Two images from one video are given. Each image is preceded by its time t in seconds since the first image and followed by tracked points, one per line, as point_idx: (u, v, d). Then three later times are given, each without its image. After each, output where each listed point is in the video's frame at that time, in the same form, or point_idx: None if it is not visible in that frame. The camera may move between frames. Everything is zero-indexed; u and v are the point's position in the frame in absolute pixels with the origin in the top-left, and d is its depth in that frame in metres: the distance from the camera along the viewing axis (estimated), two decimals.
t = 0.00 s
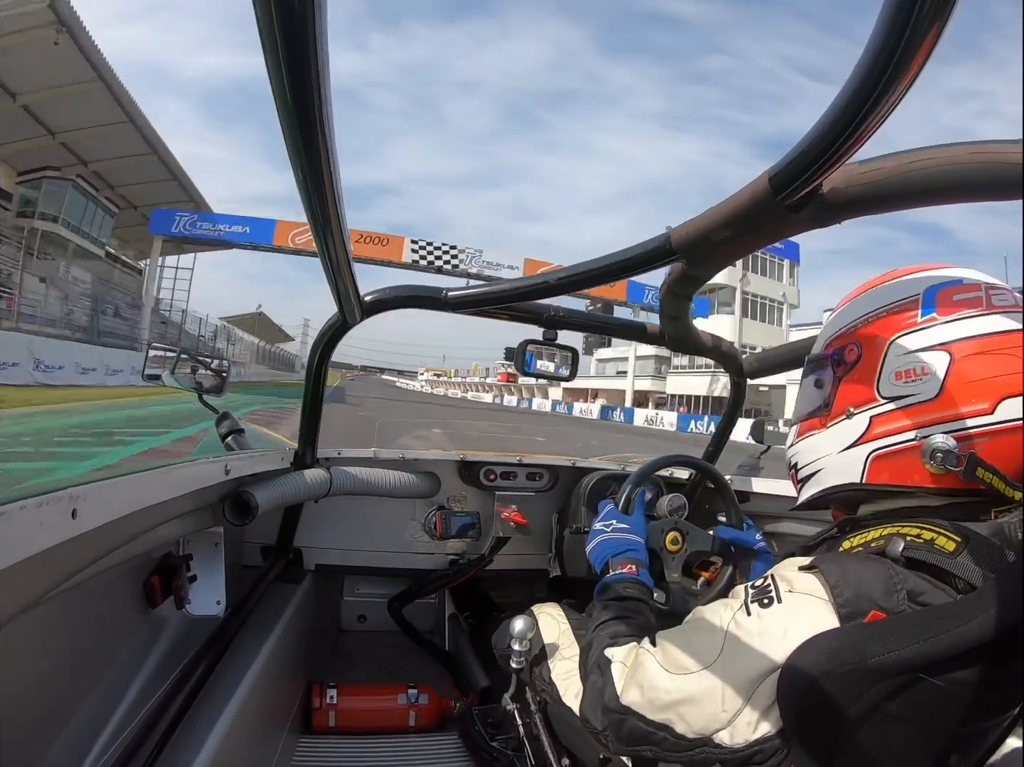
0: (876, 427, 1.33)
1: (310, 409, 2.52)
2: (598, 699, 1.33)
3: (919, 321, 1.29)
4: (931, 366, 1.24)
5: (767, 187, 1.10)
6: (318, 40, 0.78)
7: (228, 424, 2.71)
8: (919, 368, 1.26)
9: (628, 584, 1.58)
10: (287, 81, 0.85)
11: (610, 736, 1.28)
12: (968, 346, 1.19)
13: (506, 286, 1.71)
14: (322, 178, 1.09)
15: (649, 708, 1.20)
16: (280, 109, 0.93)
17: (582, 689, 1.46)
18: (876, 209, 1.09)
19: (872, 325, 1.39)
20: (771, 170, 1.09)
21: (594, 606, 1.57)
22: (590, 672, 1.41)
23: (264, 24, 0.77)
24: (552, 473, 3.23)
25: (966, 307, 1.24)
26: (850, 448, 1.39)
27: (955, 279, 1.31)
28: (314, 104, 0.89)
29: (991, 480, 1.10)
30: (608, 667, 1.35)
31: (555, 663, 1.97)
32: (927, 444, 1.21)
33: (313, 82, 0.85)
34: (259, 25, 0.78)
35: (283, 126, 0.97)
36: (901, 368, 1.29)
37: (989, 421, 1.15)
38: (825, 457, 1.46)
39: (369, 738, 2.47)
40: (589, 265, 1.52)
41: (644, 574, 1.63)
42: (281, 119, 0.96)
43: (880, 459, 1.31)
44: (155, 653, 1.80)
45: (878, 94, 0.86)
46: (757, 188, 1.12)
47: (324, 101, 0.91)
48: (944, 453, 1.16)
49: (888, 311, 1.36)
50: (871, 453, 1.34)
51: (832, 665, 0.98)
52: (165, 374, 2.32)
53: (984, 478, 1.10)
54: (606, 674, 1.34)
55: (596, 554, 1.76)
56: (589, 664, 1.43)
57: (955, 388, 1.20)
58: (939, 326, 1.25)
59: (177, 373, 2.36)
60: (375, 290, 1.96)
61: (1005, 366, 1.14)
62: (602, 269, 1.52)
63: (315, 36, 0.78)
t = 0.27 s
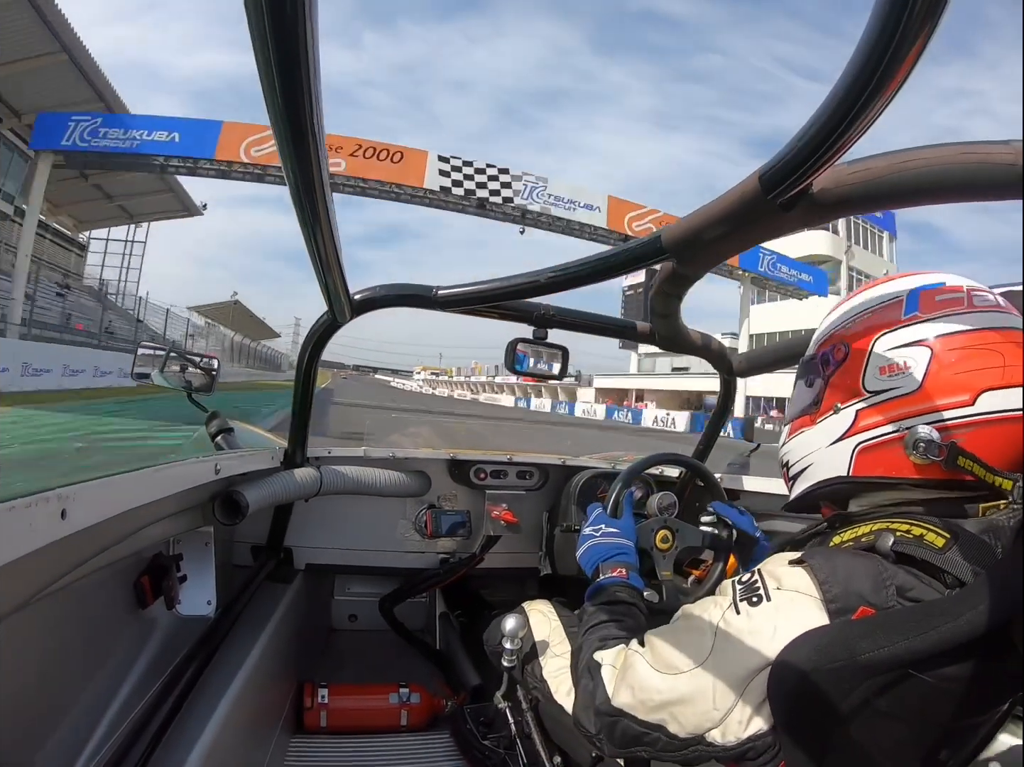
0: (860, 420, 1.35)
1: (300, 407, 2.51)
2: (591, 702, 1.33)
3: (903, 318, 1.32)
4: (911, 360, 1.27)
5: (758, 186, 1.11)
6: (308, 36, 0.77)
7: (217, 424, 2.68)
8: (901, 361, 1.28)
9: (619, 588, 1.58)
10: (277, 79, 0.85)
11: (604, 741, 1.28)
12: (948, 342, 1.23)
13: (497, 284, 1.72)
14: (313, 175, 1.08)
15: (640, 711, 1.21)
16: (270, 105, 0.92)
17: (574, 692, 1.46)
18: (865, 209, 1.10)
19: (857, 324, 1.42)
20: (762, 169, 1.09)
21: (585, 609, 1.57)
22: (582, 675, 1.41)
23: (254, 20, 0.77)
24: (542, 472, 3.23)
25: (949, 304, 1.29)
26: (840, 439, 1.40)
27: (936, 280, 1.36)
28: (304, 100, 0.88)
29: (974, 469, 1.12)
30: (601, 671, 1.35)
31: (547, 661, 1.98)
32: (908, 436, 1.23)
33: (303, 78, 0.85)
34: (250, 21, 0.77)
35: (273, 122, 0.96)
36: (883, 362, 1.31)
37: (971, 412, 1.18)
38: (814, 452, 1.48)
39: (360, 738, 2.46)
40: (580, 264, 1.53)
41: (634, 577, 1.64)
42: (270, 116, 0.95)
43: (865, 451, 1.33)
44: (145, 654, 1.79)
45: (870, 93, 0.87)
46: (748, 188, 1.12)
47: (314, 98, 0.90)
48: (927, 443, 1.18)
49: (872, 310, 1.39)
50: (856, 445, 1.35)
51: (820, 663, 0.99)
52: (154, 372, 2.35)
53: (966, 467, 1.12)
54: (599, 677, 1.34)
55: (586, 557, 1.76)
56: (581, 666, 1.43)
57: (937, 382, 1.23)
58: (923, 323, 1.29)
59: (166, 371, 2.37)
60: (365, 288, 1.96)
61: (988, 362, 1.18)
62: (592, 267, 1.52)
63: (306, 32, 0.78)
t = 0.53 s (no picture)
0: (856, 414, 1.35)
1: (293, 406, 2.50)
2: (586, 700, 1.34)
3: (901, 315, 1.33)
4: (907, 355, 1.28)
5: (752, 186, 1.11)
6: (303, 34, 0.77)
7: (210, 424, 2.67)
8: (898, 357, 1.30)
9: (614, 587, 1.58)
10: (272, 81, 0.85)
11: (599, 739, 1.28)
12: (947, 339, 1.24)
13: (491, 284, 1.72)
14: (307, 174, 1.08)
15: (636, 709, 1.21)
16: (264, 104, 0.92)
17: (568, 689, 1.46)
18: (860, 209, 1.10)
19: (856, 321, 1.43)
20: (756, 168, 1.10)
21: (581, 607, 1.57)
22: (577, 673, 1.42)
23: (249, 18, 0.76)
24: (536, 471, 3.23)
25: (946, 302, 1.30)
26: (838, 433, 1.40)
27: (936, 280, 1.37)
28: (299, 99, 0.88)
29: (969, 462, 1.12)
30: (596, 669, 1.35)
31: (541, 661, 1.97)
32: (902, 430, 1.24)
33: (297, 77, 0.84)
34: (245, 19, 0.77)
35: (267, 121, 0.96)
36: (881, 358, 1.33)
37: (965, 406, 1.19)
38: (812, 447, 1.48)
39: (355, 738, 2.46)
40: (574, 264, 1.53)
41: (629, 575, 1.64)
42: (265, 116, 0.95)
43: (861, 445, 1.33)
44: (139, 656, 1.78)
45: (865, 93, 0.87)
46: (743, 187, 1.13)
47: (308, 97, 0.90)
48: (922, 434, 1.19)
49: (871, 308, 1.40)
50: (852, 440, 1.36)
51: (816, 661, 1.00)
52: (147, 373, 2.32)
53: (959, 458, 1.13)
54: (594, 675, 1.34)
55: (581, 555, 1.76)
56: (577, 664, 1.43)
57: (932, 377, 1.24)
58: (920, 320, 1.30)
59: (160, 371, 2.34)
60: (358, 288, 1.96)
61: (983, 360, 1.20)
62: (587, 266, 1.53)
63: (300, 30, 0.77)
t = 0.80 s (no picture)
0: (852, 414, 1.36)
1: (290, 406, 2.49)
2: (584, 699, 1.34)
3: (896, 315, 1.34)
4: (903, 355, 1.28)
5: (749, 185, 1.11)
6: (300, 35, 0.77)
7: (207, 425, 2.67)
8: (893, 357, 1.30)
9: (612, 586, 1.59)
10: (269, 82, 0.85)
11: (597, 738, 1.28)
12: (941, 338, 1.25)
13: (489, 283, 1.71)
14: (304, 174, 1.08)
15: (633, 708, 1.21)
16: (261, 104, 0.91)
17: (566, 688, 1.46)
18: (857, 209, 1.11)
19: (853, 321, 1.44)
20: (753, 168, 1.10)
21: (578, 606, 1.57)
22: (575, 672, 1.42)
23: (246, 19, 0.76)
24: (534, 471, 3.23)
25: (942, 302, 1.30)
26: (833, 434, 1.41)
27: (932, 281, 1.37)
28: (296, 98, 0.87)
29: (964, 463, 1.13)
30: (594, 668, 1.35)
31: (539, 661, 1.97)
32: (897, 430, 1.24)
33: (294, 77, 0.84)
34: (241, 19, 0.76)
35: (265, 121, 0.95)
36: (875, 358, 1.33)
37: (961, 406, 1.20)
38: (808, 446, 1.49)
39: (353, 738, 2.46)
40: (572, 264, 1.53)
41: (627, 574, 1.64)
42: (262, 116, 0.95)
43: (857, 444, 1.34)
44: (136, 657, 1.78)
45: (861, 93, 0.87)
46: (740, 187, 1.13)
47: (306, 97, 0.90)
48: (917, 433, 1.19)
49: (867, 309, 1.41)
50: (848, 439, 1.36)
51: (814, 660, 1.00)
52: (144, 373, 2.32)
53: (955, 459, 1.14)
54: (591, 673, 1.34)
55: (579, 554, 1.76)
56: (574, 663, 1.43)
57: (927, 377, 1.24)
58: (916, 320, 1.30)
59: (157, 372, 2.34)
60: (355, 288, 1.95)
61: (981, 361, 1.20)
62: (585, 265, 1.53)
63: (297, 30, 0.77)
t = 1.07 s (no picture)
0: (846, 417, 1.36)
1: (290, 405, 2.49)
2: (584, 700, 1.34)
3: (889, 316, 1.35)
4: (895, 357, 1.29)
5: (748, 185, 1.11)
6: (298, 34, 0.77)
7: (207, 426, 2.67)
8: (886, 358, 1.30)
9: (611, 587, 1.59)
10: (268, 83, 0.85)
11: (597, 738, 1.28)
12: (935, 340, 1.25)
13: (488, 283, 1.71)
14: (302, 173, 1.07)
15: (633, 708, 1.21)
16: (260, 104, 0.91)
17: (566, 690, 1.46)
18: (855, 208, 1.11)
19: (846, 322, 1.44)
20: (752, 168, 1.10)
21: (578, 607, 1.57)
22: (575, 673, 1.42)
23: (244, 19, 0.76)
24: (533, 471, 3.22)
25: (935, 302, 1.30)
26: (827, 436, 1.41)
27: (925, 280, 1.37)
28: (294, 98, 0.87)
29: (956, 465, 1.13)
30: (593, 668, 1.36)
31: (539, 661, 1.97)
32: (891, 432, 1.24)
33: (292, 77, 0.84)
34: (239, 19, 0.76)
35: (263, 120, 0.95)
36: (869, 360, 1.34)
37: (955, 407, 1.20)
38: (805, 449, 1.49)
39: (353, 738, 2.46)
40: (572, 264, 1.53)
41: (626, 575, 1.64)
42: (261, 115, 0.94)
43: (852, 446, 1.34)
44: (136, 657, 1.78)
45: (859, 93, 0.87)
46: (739, 187, 1.13)
47: (304, 96, 0.89)
48: (910, 438, 1.18)
49: (860, 310, 1.42)
50: (843, 441, 1.37)
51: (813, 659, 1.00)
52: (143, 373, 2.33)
53: (948, 462, 1.14)
54: (591, 674, 1.34)
55: (578, 554, 1.76)
56: (574, 664, 1.43)
57: (920, 378, 1.25)
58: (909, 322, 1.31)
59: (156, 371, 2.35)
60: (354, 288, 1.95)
61: (973, 362, 1.21)
62: (584, 265, 1.53)
63: (295, 30, 0.77)
